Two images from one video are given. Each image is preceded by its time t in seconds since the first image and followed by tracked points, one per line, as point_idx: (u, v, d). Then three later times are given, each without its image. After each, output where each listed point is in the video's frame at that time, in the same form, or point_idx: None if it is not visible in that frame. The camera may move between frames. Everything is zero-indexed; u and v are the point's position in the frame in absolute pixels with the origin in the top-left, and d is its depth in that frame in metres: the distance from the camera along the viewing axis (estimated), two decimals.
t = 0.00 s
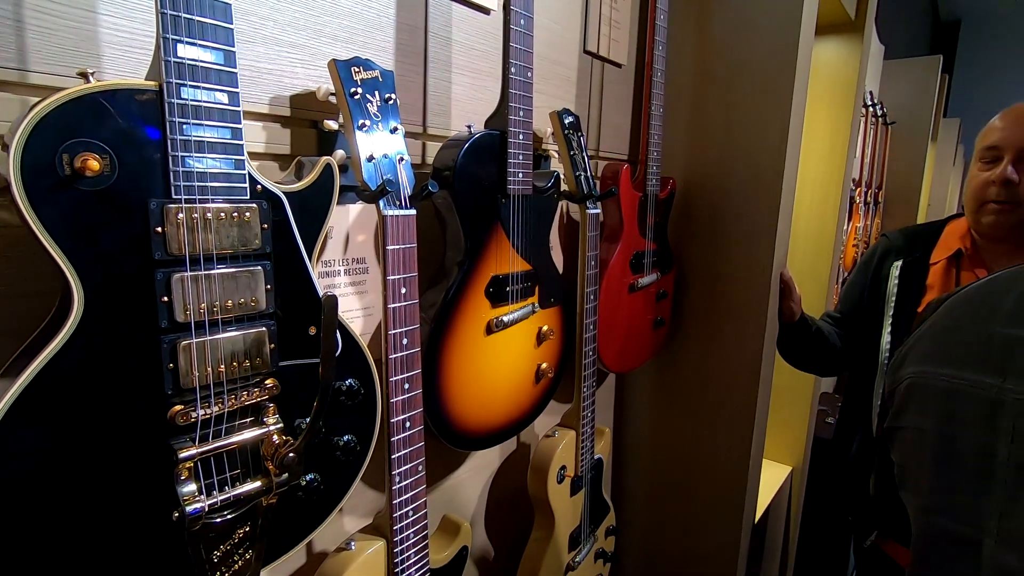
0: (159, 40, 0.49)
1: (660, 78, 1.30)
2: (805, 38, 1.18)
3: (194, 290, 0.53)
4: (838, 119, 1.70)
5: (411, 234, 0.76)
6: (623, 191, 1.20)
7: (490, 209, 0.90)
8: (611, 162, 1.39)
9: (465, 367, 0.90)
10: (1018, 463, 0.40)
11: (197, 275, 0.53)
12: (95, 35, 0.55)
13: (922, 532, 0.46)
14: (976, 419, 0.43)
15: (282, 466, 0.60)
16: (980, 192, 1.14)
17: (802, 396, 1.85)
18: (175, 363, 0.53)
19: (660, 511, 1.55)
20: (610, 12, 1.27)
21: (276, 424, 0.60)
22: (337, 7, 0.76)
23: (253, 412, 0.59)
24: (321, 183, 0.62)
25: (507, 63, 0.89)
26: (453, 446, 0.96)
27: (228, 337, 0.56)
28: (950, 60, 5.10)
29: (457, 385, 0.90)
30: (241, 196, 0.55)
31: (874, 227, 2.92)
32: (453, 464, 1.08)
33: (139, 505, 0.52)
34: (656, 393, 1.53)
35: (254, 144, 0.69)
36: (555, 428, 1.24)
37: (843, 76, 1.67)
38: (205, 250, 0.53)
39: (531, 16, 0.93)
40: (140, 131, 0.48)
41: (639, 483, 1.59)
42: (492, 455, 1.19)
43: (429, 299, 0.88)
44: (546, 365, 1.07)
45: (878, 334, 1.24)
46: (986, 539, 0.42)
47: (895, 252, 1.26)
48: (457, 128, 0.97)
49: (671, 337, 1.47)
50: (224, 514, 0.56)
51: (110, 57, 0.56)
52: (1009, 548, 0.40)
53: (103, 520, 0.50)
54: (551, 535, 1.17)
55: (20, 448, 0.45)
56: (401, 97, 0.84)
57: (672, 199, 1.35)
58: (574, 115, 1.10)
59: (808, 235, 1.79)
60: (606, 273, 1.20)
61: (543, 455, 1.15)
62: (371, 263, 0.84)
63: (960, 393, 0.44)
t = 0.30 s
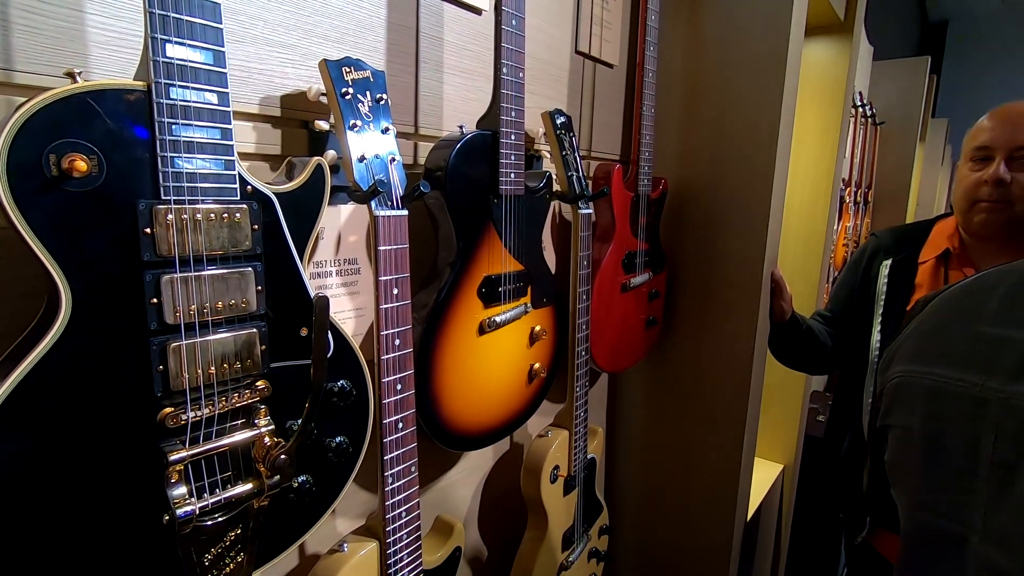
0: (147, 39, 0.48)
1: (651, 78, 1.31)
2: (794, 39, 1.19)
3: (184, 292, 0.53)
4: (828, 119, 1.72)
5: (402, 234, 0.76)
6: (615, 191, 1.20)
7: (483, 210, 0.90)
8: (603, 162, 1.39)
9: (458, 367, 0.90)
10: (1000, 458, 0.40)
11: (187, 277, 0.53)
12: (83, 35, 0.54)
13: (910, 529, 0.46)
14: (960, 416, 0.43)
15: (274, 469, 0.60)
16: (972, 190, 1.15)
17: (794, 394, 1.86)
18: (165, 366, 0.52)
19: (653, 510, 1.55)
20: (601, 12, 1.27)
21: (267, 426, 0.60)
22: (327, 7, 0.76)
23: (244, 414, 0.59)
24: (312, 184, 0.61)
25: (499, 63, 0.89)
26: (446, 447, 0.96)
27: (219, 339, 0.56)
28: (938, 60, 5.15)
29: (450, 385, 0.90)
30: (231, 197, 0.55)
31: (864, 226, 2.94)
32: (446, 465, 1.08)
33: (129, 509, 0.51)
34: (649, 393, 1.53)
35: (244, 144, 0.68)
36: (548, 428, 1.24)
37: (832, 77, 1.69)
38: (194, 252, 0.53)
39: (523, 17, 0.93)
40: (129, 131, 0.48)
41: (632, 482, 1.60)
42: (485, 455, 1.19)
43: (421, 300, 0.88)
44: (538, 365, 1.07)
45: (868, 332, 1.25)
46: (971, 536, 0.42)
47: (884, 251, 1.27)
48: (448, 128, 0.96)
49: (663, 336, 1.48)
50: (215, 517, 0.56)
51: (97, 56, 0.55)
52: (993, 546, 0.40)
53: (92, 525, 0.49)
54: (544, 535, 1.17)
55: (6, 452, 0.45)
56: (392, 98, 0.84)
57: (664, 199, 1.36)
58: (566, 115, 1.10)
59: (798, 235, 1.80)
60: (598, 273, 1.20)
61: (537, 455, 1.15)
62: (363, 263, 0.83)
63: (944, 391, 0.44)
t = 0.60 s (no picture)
0: (138, 38, 0.48)
1: (645, 78, 1.31)
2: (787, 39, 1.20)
3: (176, 293, 0.52)
4: (820, 119, 1.73)
5: (396, 234, 0.76)
6: (608, 191, 1.20)
7: (477, 210, 0.89)
8: (597, 162, 1.40)
9: (452, 368, 0.90)
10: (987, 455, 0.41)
11: (179, 278, 0.53)
12: (73, 33, 0.54)
13: (902, 527, 0.46)
14: (948, 414, 0.43)
15: (268, 470, 0.60)
16: (968, 188, 1.16)
17: (787, 393, 1.87)
18: (157, 367, 0.52)
19: (648, 509, 1.56)
20: (595, 13, 1.27)
21: (261, 428, 0.60)
22: (320, 6, 0.75)
23: (237, 415, 0.58)
24: (306, 184, 0.61)
25: (493, 63, 0.89)
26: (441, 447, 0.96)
27: (212, 340, 0.55)
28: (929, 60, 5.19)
29: (444, 385, 0.89)
30: (224, 197, 0.55)
31: (856, 225, 2.95)
32: (440, 465, 1.07)
33: (121, 511, 0.51)
34: (643, 392, 1.53)
35: (237, 145, 0.68)
36: (543, 428, 1.24)
37: (825, 77, 1.69)
38: (187, 252, 0.53)
39: (517, 17, 0.93)
40: (120, 131, 0.48)
41: (627, 481, 1.60)
42: (480, 456, 1.19)
43: (415, 300, 0.88)
44: (533, 365, 1.07)
45: (861, 330, 1.26)
46: (960, 533, 0.42)
47: (876, 250, 1.28)
48: (442, 128, 0.96)
49: (658, 336, 1.48)
50: (208, 519, 0.56)
51: (87, 55, 0.55)
52: (982, 542, 0.40)
53: (83, 528, 0.49)
54: (539, 535, 1.17)
55: None
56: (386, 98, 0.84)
57: (658, 198, 1.36)
58: (560, 115, 1.10)
59: (792, 234, 1.81)
60: (592, 273, 1.20)
61: (531, 455, 1.15)
62: (357, 263, 0.83)
63: (932, 389, 0.44)
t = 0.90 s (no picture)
0: (132, 37, 0.48)
1: (640, 78, 1.31)
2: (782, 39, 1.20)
3: (170, 293, 0.52)
4: (815, 119, 1.73)
5: (392, 234, 0.76)
6: (604, 191, 1.20)
7: (472, 209, 0.89)
8: (592, 161, 1.40)
9: (448, 367, 0.90)
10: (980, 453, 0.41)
11: (173, 277, 0.52)
12: (65, 32, 0.53)
13: (896, 524, 0.46)
14: (941, 412, 0.43)
15: (263, 471, 0.59)
16: (964, 188, 1.17)
17: (782, 392, 1.87)
18: (152, 367, 0.52)
19: (644, 508, 1.56)
20: (590, 12, 1.27)
21: (257, 428, 0.60)
22: (314, 5, 0.75)
23: (233, 415, 0.58)
24: (300, 184, 0.61)
25: (488, 63, 0.89)
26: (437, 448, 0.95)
27: (207, 340, 0.55)
28: (922, 60, 5.21)
29: (441, 386, 0.89)
30: (219, 197, 0.55)
31: (850, 225, 2.97)
32: (436, 465, 1.07)
33: (116, 513, 0.50)
34: (639, 391, 1.54)
35: (231, 144, 0.67)
36: (540, 427, 1.24)
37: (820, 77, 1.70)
38: (181, 251, 0.53)
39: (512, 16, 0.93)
40: (113, 130, 0.47)
41: (623, 481, 1.60)
42: (476, 455, 1.18)
43: (411, 300, 0.88)
44: (529, 365, 1.07)
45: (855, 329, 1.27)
46: (954, 530, 0.42)
47: (871, 249, 1.29)
48: (437, 127, 0.96)
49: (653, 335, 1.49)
50: (204, 520, 0.56)
51: (80, 54, 0.55)
52: (975, 539, 0.41)
53: (77, 529, 0.48)
54: (536, 535, 1.16)
55: None
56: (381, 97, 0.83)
57: (653, 198, 1.36)
58: (555, 114, 1.10)
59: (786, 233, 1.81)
60: (588, 272, 1.20)
61: (528, 455, 1.15)
62: (352, 263, 0.83)
63: (926, 387, 0.45)
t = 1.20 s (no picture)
0: (127, 35, 0.47)
1: (637, 77, 1.31)
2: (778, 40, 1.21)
3: (167, 292, 0.52)
4: (811, 118, 1.74)
5: (389, 233, 0.75)
6: (601, 190, 1.20)
7: (470, 209, 0.89)
8: (589, 161, 1.40)
9: (446, 367, 0.90)
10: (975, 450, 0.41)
11: (169, 277, 0.52)
12: (60, 31, 0.53)
13: (892, 522, 0.47)
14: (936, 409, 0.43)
15: (261, 471, 0.59)
16: (962, 188, 1.17)
17: (779, 391, 1.88)
18: (148, 367, 0.51)
19: (642, 506, 1.56)
20: (587, 12, 1.28)
21: (254, 428, 0.59)
22: (311, 4, 0.75)
23: (230, 415, 0.58)
24: (297, 183, 0.61)
25: (485, 62, 0.89)
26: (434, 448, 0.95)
27: (203, 339, 0.55)
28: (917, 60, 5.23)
29: (438, 385, 0.89)
30: (215, 196, 0.54)
31: (846, 224, 2.97)
32: (434, 465, 1.07)
33: (112, 513, 0.50)
34: (636, 391, 1.54)
35: (227, 143, 0.67)
36: (537, 426, 1.24)
37: (815, 76, 1.70)
38: (178, 251, 0.52)
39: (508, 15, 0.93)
40: (108, 130, 0.47)
41: (621, 480, 1.60)
42: (473, 455, 1.18)
43: (408, 299, 0.87)
44: (526, 364, 1.07)
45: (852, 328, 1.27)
46: (949, 527, 0.42)
47: (867, 248, 1.29)
48: (434, 126, 0.96)
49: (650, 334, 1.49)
50: (200, 520, 0.55)
51: (75, 52, 0.54)
52: (971, 536, 0.41)
53: (74, 530, 0.48)
54: (534, 534, 1.16)
55: None
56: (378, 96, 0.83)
57: (650, 197, 1.36)
58: (552, 114, 1.10)
59: (783, 233, 1.81)
60: (586, 272, 1.20)
61: (525, 454, 1.15)
62: (349, 263, 0.83)
63: (920, 384, 0.45)
